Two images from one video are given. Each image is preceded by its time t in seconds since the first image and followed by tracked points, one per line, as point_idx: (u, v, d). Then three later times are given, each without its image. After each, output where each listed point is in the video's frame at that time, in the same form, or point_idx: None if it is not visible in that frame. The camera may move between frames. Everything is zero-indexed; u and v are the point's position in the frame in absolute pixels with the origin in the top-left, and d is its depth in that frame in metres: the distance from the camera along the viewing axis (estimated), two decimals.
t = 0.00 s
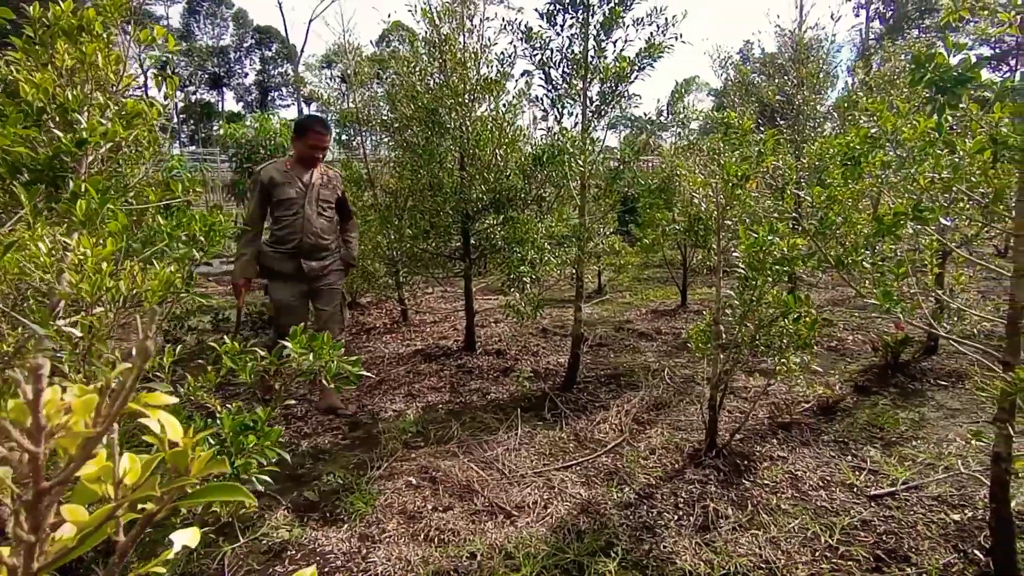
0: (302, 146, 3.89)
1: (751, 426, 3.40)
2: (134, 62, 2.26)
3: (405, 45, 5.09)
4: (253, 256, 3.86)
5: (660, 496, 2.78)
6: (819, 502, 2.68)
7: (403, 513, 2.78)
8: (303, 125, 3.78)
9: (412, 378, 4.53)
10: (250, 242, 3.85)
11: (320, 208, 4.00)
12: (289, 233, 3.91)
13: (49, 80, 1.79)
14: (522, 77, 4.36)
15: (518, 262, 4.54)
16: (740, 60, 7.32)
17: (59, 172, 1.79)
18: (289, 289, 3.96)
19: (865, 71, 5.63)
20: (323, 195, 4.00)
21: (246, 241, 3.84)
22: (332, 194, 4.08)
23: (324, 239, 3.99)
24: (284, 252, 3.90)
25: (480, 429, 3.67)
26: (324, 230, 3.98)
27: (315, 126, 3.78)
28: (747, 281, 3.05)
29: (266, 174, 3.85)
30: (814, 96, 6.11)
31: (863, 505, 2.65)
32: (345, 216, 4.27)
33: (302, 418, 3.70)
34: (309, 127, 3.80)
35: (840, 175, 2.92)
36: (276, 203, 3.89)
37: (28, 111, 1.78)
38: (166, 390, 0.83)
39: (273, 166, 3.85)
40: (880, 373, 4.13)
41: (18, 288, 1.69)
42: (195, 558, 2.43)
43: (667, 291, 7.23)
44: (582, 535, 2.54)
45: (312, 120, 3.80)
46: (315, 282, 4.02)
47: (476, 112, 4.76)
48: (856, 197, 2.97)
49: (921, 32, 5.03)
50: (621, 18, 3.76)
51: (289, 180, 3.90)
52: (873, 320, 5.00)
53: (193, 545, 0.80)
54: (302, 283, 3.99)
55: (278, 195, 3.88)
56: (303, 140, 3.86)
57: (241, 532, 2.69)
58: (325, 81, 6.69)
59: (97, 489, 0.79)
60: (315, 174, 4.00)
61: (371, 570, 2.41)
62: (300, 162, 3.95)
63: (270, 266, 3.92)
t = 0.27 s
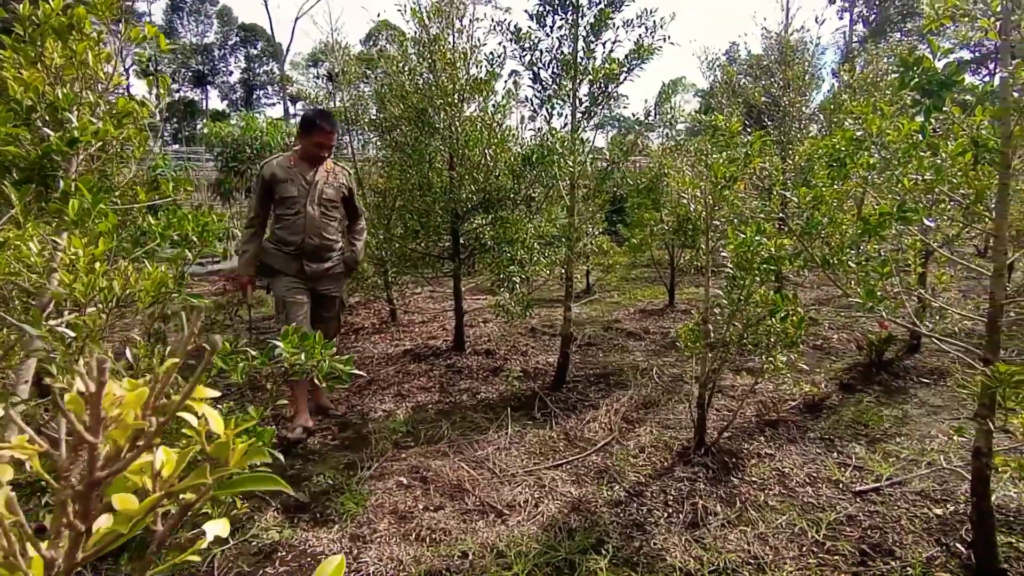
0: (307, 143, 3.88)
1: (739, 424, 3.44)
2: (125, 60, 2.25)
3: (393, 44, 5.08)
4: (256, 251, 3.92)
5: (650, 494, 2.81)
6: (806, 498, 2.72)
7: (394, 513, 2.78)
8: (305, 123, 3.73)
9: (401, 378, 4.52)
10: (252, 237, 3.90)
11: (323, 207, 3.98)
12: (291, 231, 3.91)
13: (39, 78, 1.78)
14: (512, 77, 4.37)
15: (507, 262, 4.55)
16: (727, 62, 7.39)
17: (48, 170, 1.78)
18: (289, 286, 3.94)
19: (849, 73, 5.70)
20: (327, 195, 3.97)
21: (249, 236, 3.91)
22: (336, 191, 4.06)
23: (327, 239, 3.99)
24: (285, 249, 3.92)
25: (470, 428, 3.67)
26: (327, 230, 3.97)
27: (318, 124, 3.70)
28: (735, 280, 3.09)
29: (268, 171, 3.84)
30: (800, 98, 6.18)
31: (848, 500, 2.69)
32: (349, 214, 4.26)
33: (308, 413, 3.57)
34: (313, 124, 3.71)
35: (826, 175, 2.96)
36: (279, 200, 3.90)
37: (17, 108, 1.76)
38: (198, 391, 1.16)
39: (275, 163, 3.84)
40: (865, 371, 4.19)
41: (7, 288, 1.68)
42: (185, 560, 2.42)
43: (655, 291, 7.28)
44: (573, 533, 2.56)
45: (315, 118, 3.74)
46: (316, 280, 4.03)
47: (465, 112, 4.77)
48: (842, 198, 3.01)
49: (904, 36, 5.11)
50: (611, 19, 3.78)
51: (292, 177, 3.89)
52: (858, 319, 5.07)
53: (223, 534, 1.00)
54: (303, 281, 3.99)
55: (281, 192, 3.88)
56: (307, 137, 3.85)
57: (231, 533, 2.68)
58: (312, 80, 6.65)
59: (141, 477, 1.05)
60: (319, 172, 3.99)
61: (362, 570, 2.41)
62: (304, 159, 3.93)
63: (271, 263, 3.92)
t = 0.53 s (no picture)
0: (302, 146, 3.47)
1: (727, 424, 3.48)
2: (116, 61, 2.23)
3: (383, 45, 5.07)
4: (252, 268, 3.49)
5: (641, 493, 2.83)
6: (794, 496, 2.76)
7: (386, 515, 2.78)
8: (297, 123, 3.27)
9: (391, 379, 4.52)
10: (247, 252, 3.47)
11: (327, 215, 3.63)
12: (292, 245, 3.53)
13: (31, 79, 1.76)
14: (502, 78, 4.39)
15: (498, 263, 4.56)
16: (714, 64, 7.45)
17: (40, 172, 1.76)
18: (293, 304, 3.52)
19: (834, 77, 5.78)
20: (332, 203, 3.63)
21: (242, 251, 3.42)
22: (341, 199, 3.72)
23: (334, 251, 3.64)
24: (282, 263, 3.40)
25: (461, 429, 3.68)
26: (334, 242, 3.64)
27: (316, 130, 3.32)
28: (724, 281, 3.13)
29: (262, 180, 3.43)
30: (786, 101, 6.25)
31: (835, 498, 2.73)
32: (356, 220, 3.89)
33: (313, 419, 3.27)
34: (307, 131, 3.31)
35: (813, 178, 3.00)
36: (276, 211, 3.49)
37: (7, 109, 1.74)
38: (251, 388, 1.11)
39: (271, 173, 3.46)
40: (850, 370, 4.25)
41: None
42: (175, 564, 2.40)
43: (643, 292, 7.33)
44: (565, 533, 2.58)
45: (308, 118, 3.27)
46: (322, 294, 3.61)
47: (455, 113, 4.77)
48: (828, 200, 3.05)
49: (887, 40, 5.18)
50: (601, 22, 3.81)
51: (289, 184, 3.48)
52: (843, 319, 5.14)
53: (259, 528, 1.01)
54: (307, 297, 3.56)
55: (278, 203, 3.48)
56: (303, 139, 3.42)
57: (221, 537, 2.66)
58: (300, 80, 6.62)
59: (186, 472, 1.01)
60: (318, 177, 3.57)
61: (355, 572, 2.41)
62: (301, 164, 3.52)
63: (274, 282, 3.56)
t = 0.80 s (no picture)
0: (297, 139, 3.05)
1: (713, 423, 3.52)
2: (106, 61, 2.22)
3: (369, 46, 5.06)
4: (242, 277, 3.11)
5: (628, 492, 2.86)
6: (778, 494, 2.80)
7: (375, 517, 2.78)
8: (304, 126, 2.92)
9: (378, 381, 4.51)
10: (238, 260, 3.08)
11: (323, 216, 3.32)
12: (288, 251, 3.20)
13: (20, 78, 1.74)
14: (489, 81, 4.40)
15: (485, 265, 4.58)
16: (697, 68, 7.54)
17: (29, 173, 1.74)
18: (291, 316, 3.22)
19: (815, 81, 5.88)
20: (328, 203, 3.34)
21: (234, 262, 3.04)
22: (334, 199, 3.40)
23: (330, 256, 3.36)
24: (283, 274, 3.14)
25: (449, 430, 3.69)
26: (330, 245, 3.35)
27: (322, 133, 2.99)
28: (710, 282, 3.17)
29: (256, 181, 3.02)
30: (768, 105, 6.35)
31: (818, 495, 2.78)
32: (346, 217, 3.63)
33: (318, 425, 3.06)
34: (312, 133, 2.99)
35: (796, 180, 3.06)
36: (270, 215, 3.13)
37: None
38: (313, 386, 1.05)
39: (264, 173, 3.05)
40: (832, 369, 4.33)
41: None
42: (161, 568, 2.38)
43: (627, 293, 7.38)
44: (554, 533, 2.60)
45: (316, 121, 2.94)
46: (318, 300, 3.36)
47: (442, 115, 4.78)
48: (810, 202, 3.11)
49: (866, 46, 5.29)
50: (587, 26, 3.85)
51: (285, 185, 3.11)
52: (824, 320, 5.23)
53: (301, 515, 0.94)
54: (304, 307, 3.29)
55: (273, 206, 3.10)
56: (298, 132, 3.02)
57: (207, 540, 2.64)
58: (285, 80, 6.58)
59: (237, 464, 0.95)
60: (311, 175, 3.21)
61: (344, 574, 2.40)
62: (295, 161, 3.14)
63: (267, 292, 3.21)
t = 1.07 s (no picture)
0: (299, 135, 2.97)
1: (698, 421, 3.57)
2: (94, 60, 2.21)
3: (356, 46, 5.06)
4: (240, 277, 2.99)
5: (615, 490, 2.89)
6: (762, 490, 2.85)
7: (363, 517, 2.78)
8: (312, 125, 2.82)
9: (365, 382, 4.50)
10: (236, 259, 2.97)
11: (324, 216, 3.23)
12: (288, 252, 3.10)
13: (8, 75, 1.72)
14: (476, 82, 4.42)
15: (472, 265, 4.60)
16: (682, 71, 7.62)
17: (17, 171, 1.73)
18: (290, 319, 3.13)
19: (797, 85, 5.98)
20: (328, 203, 3.25)
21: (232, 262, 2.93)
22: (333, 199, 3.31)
23: (330, 257, 3.27)
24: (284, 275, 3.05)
25: (437, 430, 3.69)
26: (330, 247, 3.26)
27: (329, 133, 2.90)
28: (695, 282, 3.22)
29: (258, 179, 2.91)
30: (751, 107, 6.44)
31: (801, 491, 2.84)
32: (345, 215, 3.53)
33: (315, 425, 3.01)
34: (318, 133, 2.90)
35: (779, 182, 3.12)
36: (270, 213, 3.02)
37: None
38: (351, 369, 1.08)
39: (267, 170, 2.94)
40: (814, 368, 4.40)
41: None
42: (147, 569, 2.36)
43: (613, 294, 7.43)
44: (543, 530, 2.62)
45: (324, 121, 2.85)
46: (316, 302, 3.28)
47: (429, 116, 4.79)
48: (793, 204, 3.17)
49: (845, 51, 5.40)
50: (574, 28, 3.88)
51: (287, 183, 3.01)
52: (806, 320, 5.31)
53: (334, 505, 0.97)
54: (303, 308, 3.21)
55: (274, 205, 3.00)
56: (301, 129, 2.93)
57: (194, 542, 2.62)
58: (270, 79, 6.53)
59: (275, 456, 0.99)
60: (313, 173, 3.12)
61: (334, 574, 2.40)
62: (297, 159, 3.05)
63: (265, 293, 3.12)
